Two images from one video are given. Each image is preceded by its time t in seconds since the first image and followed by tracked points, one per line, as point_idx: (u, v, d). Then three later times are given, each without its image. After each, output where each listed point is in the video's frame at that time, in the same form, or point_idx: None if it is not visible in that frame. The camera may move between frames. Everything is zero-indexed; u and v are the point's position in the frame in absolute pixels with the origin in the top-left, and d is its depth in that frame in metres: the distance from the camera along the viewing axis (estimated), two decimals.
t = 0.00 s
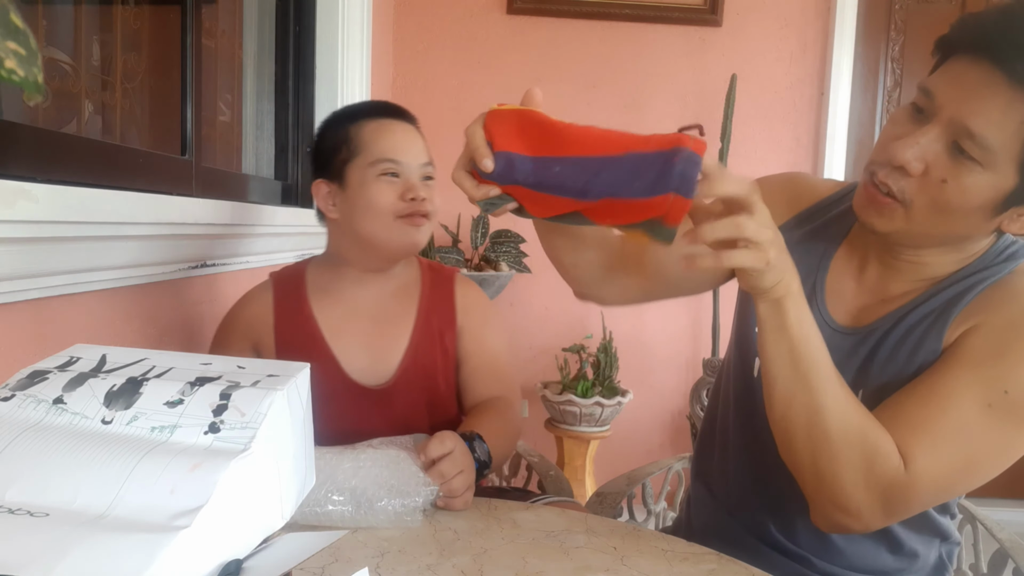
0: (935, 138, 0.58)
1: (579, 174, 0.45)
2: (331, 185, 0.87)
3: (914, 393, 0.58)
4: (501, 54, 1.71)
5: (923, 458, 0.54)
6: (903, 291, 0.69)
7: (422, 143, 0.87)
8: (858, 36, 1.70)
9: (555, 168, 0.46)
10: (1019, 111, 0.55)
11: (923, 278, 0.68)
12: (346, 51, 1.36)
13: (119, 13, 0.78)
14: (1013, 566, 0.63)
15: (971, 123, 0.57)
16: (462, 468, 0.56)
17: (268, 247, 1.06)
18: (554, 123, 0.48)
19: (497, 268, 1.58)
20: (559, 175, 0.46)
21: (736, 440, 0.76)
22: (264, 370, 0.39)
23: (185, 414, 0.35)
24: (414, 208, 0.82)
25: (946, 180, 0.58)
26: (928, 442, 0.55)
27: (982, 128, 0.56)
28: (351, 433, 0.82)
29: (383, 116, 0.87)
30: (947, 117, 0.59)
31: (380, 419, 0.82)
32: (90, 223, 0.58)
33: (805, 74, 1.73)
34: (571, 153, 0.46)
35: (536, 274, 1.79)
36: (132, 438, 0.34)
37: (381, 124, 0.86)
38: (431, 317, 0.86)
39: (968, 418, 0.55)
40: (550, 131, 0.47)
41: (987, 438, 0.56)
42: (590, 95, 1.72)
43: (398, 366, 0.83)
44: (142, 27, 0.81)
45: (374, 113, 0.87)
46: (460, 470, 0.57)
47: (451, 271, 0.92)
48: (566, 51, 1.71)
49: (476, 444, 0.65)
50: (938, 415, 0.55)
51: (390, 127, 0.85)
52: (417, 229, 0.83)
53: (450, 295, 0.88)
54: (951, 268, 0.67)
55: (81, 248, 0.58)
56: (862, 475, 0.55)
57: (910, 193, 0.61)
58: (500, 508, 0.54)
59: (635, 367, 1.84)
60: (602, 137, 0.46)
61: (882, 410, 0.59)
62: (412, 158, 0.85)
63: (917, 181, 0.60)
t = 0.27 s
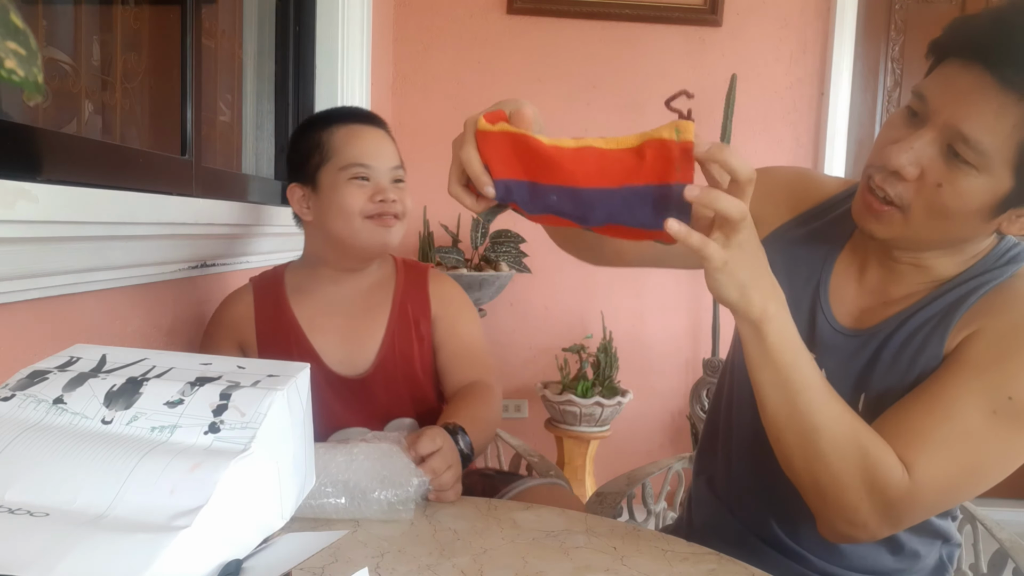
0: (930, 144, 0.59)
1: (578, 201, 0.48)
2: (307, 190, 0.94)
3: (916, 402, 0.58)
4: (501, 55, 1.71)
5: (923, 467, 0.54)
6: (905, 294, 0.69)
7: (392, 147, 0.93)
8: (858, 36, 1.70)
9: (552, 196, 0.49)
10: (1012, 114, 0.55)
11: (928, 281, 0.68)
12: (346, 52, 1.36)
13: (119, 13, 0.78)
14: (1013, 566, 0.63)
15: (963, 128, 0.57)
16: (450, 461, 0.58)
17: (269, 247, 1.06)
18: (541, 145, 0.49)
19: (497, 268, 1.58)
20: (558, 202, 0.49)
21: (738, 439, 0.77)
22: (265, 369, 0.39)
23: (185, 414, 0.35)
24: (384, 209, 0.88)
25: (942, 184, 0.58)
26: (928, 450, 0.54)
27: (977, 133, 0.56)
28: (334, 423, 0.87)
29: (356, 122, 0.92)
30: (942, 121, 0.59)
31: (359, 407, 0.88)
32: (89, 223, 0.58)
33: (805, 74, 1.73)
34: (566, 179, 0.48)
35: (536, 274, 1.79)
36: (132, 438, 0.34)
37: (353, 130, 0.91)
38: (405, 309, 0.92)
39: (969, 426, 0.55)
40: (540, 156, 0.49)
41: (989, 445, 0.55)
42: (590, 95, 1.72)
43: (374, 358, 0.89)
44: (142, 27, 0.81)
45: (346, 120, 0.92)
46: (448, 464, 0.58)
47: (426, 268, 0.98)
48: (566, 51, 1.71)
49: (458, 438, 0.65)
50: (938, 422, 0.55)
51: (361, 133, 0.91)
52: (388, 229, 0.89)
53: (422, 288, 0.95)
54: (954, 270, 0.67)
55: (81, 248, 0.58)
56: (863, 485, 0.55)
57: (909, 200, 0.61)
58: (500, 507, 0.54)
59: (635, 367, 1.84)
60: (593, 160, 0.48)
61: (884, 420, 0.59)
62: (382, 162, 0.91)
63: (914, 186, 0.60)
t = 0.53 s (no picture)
0: (925, 150, 0.59)
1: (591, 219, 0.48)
2: (296, 201, 0.97)
3: (915, 404, 0.58)
4: (501, 55, 1.71)
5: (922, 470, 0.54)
6: (908, 296, 0.69)
7: (375, 160, 0.96)
8: (859, 36, 1.70)
9: (564, 212, 0.49)
10: (1004, 121, 0.55)
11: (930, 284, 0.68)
12: (346, 54, 1.36)
13: (119, 14, 0.78)
14: (1013, 566, 0.63)
15: (957, 133, 0.57)
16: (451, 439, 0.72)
17: (269, 246, 1.06)
18: (542, 158, 0.48)
19: (497, 268, 1.58)
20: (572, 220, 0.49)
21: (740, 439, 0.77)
22: (264, 370, 0.39)
23: (185, 414, 0.35)
24: (361, 219, 0.91)
25: (938, 189, 0.58)
26: (927, 454, 0.54)
27: (970, 138, 0.56)
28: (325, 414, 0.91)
29: (339, 136, 0.96)
30: (935, 127, 0.59)
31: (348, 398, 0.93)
32: (89, 223, 0.58)
33: (805, 74, 1.73)
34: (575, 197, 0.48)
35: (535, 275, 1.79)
36: (132, 438, 0.34)
37: (335, 144, 0.95)
38: (395, 307, 0.98)
39: (968, 430, 0.55)
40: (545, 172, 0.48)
41: (991, 449, 0.55)
42: (590, 95, 1.72)
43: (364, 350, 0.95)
44: (142, 28, 0.81)
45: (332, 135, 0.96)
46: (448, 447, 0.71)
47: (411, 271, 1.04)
48: (567, 51, 1.70)
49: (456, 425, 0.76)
50: (937, 425, 0.55)
51: (342, 147, 0.94)
52: (366, 239, 0.92)
53: (409, 287, 1.01)
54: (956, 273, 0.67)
55: (80, 248, 0.58)
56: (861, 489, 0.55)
57: (907, 205, 0.61)
58: (500, 507, 0.54)
59: (635, 367, 1.84)
60: (599, 175, 0.47)
61: (884, 422, 0.59)
62: (364, 175, 0.94)
63: (911, 192, 0.60)
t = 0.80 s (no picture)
0: (924, 146, 0.59)
1: (602, 218, 0.50)
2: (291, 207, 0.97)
3: (917, 405, 0.58)
4: (501, 55, 1.71)
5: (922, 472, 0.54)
6: (912, 298, 0.69)
7: (364, 164, 0.96)
8: (859, 36, 1.70)
9: (574, 214, 0.50)
10: (1000, 118, 0.56)
11: (932, 286, 0.68)
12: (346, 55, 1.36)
13: (119, 14, 0.78)
14: (1013, 567, 0.63)
15: (955, 129, 0.57)
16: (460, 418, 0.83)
17: (269, 245, 1.06)
18: (558, 159, 0.49)
19: (497, 268, 1.58)
20: (582, 220, 0.50)
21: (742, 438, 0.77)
22: (264, 370, 0.39)
23: (185, 415, 0.35)
24: (343, 221, 0.91)
25: (937, 185, 0.58)
26: (927, 456, 0.54)
27: (968, 134, 0.56)
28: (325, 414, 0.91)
29: (332, 142, 0.97)
30: (933, 126, 0.59)
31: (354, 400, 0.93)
32: (89, 223, 0.58)
33: (805, 74, 1.73)
34: (588, 197, 0.49)
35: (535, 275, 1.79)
36: (131, 438, 0.34)
37: (326, 149, 0.95)
38: (399, 308, 0.99)
39: (969, 432, 0.55)
40: (559, 173, 0.49)
41: (991, 452, 0.55)
42: (590, 95, 1.72)
43: (366, 349, 0.95)
44: (142, 28, 0.81)
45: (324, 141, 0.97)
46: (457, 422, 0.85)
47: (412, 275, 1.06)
48: (567, 51, 1.70)
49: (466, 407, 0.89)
50: (937, 427, 0.55)
51: (332, 152, 0.95)
52: (350, 242, 0.92)
53: (412, 291, 1.03)
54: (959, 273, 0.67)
55: (80, 248, 0.58)
56: (861, 490, 0.55)
57: (905, 202, 0.61)
58: (500, 507, 0.54)
59: (635, 367, 1.84)
60: (613, 175, 0.49)
61: (883, 423, 0.59)
62: (351, 179, 0.94)
63: (911, 189, 0.60)
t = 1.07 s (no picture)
0: (920, 138, 0.60)
1: (610, 214, 0.49)
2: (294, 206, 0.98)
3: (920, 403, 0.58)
4: (501, 55, 1.71)
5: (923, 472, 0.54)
6: (915, 299, 0.69)
7: (364, 158, 0.96)
8: (859, 36, 1.70)
9: (581, 210, 0.50)
10: (995, 104, 0.56)
11: (934, 285, 0.68)
12: (346, 55, 1.36)
13: (119, 13, 0.78)
14: (1013, 566, 0.63)
15: (952, 118, 0.57)
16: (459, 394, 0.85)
17: (270, 245, 1.06)
18: (567, 154, 0.50)
19: (497, 268, 1.58)
20: (590, 216, 0.50)
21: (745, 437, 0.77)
22: (264, 370, 0.39)
23: (185, 414, 0.35)
24: (341, 214, 0.91)
25: (933, 176, 0.59)
26: (929, 456, 0.54)
27: (964, 122, 0.57)
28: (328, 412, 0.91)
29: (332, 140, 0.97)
30: (930, 115, 0.60)
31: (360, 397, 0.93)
32: (88, 223, 0.58)
33: (805, 74, 1.73)
34: (596, 192, 0.49)
35: (536, 275, 1.79)
36: (131, 438, 0.34)
37: (326, 146, 0.96)
38: (409, 309, 0.99)
39: (970, 432, 0.55)
40: (568, 169, 0.50)
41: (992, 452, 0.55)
42: (590, 95, 1.72)
43: (373, 348, 0.95)
44: (142, 28, 0.81)
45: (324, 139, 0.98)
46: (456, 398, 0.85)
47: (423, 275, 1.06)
48: (567, 51, 1.70)
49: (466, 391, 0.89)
50: (938, 426, 0.55)
51: (331, 148, 0.95)
52: (349, 235, 0.91)
53: (422, 291, 1.03)
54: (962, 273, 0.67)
55: (80, 248, 0.58)
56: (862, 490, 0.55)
57: (902, 193, 0.62)
58: (500, 507, 0.54)
59: (635, 367, 1.84)
60: (622, 170, 0.49)
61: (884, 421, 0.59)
62: (350, 173, 0.94)
63: (908, 181, 0.61)
